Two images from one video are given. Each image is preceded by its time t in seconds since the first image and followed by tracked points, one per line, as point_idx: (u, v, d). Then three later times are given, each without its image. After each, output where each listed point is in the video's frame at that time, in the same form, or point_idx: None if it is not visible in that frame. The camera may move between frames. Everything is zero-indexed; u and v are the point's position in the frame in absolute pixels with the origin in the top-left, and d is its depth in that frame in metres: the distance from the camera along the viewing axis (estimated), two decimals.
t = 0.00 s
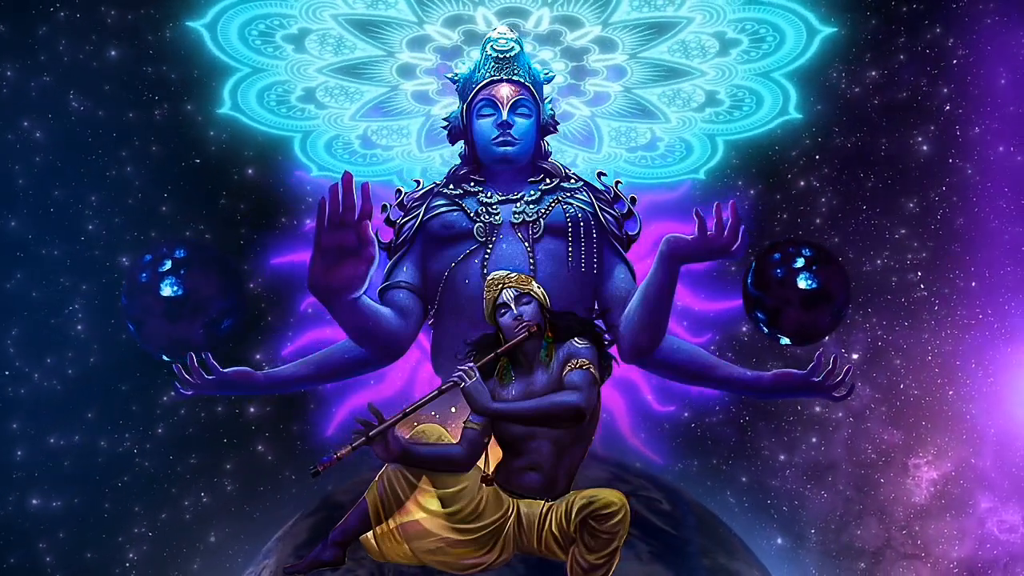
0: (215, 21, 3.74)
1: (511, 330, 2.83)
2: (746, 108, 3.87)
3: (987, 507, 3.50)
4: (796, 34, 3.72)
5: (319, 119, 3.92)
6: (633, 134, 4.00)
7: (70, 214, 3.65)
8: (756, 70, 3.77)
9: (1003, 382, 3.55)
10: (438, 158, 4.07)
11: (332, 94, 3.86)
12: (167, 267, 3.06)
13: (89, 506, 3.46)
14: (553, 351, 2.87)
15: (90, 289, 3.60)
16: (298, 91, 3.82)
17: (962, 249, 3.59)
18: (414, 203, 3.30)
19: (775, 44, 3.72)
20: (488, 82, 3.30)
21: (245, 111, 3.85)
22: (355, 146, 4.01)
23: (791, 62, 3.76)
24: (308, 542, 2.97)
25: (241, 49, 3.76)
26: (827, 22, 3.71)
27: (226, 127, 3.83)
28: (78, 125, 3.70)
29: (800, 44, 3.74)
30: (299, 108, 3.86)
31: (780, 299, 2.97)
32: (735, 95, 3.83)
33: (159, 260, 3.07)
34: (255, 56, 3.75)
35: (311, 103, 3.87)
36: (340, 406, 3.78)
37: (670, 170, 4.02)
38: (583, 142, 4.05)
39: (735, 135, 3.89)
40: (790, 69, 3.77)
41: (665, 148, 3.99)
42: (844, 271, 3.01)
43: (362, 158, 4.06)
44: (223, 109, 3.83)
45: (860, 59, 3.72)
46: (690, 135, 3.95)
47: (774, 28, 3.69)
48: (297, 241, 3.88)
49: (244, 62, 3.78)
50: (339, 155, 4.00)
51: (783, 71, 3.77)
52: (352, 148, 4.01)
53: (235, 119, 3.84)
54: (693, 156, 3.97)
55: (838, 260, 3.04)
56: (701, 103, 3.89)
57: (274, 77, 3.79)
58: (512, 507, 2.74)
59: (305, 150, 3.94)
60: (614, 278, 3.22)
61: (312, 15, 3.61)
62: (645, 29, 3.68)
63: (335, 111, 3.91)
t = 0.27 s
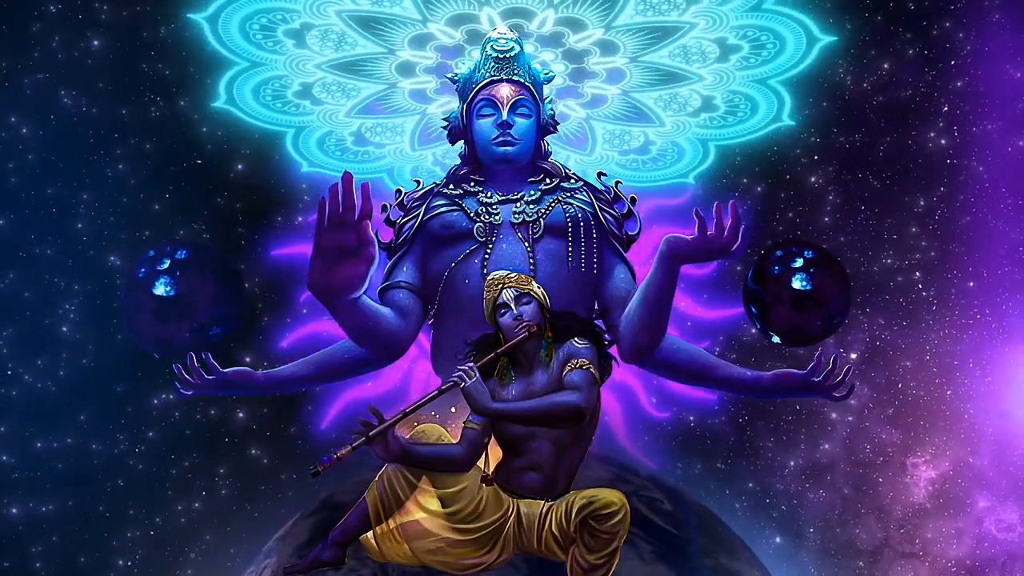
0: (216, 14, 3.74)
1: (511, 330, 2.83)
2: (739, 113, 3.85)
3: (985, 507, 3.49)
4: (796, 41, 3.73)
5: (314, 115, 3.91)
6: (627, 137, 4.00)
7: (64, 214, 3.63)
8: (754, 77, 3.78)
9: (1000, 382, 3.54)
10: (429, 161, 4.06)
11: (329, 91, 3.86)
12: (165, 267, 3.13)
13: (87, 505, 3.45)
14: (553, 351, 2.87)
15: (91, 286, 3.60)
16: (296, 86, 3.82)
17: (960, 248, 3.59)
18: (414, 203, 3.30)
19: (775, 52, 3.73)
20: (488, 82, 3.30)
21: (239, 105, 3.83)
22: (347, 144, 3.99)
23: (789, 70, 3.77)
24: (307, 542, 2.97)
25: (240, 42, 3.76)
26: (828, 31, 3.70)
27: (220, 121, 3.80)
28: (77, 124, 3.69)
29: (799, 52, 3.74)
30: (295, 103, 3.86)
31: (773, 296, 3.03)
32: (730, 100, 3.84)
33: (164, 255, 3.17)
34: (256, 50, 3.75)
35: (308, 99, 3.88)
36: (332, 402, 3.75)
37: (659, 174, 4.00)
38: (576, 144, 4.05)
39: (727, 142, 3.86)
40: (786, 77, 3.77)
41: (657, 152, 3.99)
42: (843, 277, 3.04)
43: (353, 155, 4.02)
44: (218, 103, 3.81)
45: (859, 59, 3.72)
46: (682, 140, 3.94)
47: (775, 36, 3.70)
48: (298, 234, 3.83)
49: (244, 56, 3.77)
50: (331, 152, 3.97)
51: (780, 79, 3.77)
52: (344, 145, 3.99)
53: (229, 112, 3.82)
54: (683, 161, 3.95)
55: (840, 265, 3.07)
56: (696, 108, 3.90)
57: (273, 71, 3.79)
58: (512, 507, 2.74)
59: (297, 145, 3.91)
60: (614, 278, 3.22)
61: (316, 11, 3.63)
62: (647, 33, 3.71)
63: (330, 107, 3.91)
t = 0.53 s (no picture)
0: (218, 7, 3.66)
1: (511, 330, 2.83)
2: (734, 119, 3.87)
3: (984, 506, 3.49)
4: (796, 49, 3.70)
5: (309, 110, 3.91)
6: (620, 140, 4.05)
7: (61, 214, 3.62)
8: (751, 83, 3.78)
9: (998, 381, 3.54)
10: (425, 163, 4.12)
11: (326, 87, 3.85)
12: (164, 266, 3.18)
13: (86, 505, 3.45)
14: (553, 351, 2.87)
15: (88, 285, 3.61)
16: (293, 81, 3.80)
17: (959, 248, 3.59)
18: (414, 203, 3.30)
19: (774, 59, 3.71)
20: (488, 82, 3.30)
21: (234, 99, 3.83)
22: (341, 140, 4.01)
23: (788, 78, 3.75)
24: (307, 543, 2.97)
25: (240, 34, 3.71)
26: (829, 39, 3.67)
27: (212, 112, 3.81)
28: (75, 123, 3.68)
29: (799, 59, 3.71)
30: (291, 99, 3.85)
31: (766, 291, 3.10)
32: (726, 106, 3.86)
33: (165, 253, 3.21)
34: (256, 44, 3.71)
35: (304, 94, 3.86)
36: (326, 396, 3.76)
37: (650, 177, 4.08)
38: (570, 146, 4.11)
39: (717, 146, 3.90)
40: (783, 84, 3.75)
41: (648, 155, 4.05)
42: (842, 281, 3.07)
43: (346, 152, 4.05)
44: (213, 96, 3.81)
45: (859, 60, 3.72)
46: (674, 144, 3.99)
47: (775, 42, 3.68)
48: (299, 227, 3.87)
49: (242, 49, 3.73)
50: (325, 149, 4.01)
51: (777, 86, 3.75)
52: (338, 142, 4.01)
53: (224, 106, 3.83)
54: (674, 165, 4.01)
55: (841, 269, 3.10)
56: (692, 112, 3.92)
57: (270, 66, 3.77)
58: (512, 507, 2.74)
59: (290, 141, 3.91)
60: (614, 278, 3.22)
61: (320, 7, 3.58)
62: (649, 37, 3.69)
63: (326, 103, 3.91)
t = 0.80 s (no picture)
0: None
1: (511, 330, 2.83)
2: (728, 124, 3.87)
3: (984, 506, 3.50)
4: (795, 56, 3.71)
5: (304, 106, 3.88)
6: (614, 143, 4.04)
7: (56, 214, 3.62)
8: (747, 90, 3.79)
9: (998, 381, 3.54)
10: (416, 163, 4.10)
11: (323, 83, 3.81)
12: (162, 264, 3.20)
13: (85, 505, 3.45)
14: (553, 351, 2.87)
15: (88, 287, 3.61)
16: (291, 76, 3.76)
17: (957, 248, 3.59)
18: (414, 203, 3.30)
19: (772, 66, 3.73)
20: (488, 81, 3.30)
21: (229, 93, 3.80)
22: (334, 137, 3.97)
23: (785, 84, 3.75)
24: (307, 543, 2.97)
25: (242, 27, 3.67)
26: (827, 48, 3.67)
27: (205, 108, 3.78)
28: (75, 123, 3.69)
29: (797, 67, 3.72)
30: (287, 94, 3.81)
31: (759, 285, 3.12)
32: (721, 111, 3.86)
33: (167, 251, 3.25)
34: (257, 38, 3.67)
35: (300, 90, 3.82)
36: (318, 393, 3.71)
37: (642, 180, 4.07)
38: (564, 146, 4.09)
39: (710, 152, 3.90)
40: (779, 92, 3.76)
41: (641, 159, 4.04)
42: (838, 284, 3.06)
43: (338, 149, 4.00)
44: (208, 89, 3.77)
45: (859, 61, 3.72)
46: (667, 148, 3.98)
47: (775, 50, 3.70)
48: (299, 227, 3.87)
49: (242, 43, 3.70)
50: (318, 147, 3.97)
51: (773, 93, 3.77)
52: (331, 139, 3.97)
53: (218, 100, 3.80)
54: (665, 169, 4.00)
55: (839, 272, 3.09)
56: (687, 117, 3.92)
57: (269, 61, 3.72)
58: (512, 507, 2.74)
59: (282, 136, 3.89)
60: (614, 278, 3.22)
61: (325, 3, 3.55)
62: (651, 41, 3.69)
63: (322, 100, 3.88)
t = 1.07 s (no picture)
0: (174, 9, 3.61)
1: (511, 330, 2.84)
2: (719, 94, 3.66)
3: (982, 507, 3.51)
4: (766, 19, 3.55)
5: (288, 110, 3.75)
6: (607, 122, 3.79)
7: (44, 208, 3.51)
8: (727, 57, 3.61)
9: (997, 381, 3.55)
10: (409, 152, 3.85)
11: (302, 84, 3.72)
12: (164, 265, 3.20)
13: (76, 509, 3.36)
14: (553, 351, 2.87)
15: (78, 289, 3.48)
16: (266, 80, 3.68)
17: (977, 240, 3.35)
18: (414, 203, 3.30)
19: (745, 30, 3.55)
20: (488, 81, 3.30)
21: (211, 101, 3.68)
22: (326, 138, 3.79)
23: (763, 47, 3.58)
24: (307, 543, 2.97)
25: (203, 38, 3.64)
26: (798, 5, 3.52)
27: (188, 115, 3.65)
28: (62, 118, 3.57)
29: (771, 32, 3.56)
30: (267, 98, 3.70)
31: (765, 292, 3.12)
32: (707, 81, 3.65)
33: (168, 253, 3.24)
34: (218, 45, 3.63)
35: (279, 95, 3.73)
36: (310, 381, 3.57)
37: (643, 159, 3.77)
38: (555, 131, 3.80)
39: (709, 122, 3.67)
40: (762, 54, 3.59)
41: (639, 137, 3.77)
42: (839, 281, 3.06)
43: (334, 150, 3.81)
44: (188, 100, 3.65)
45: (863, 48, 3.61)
46: (664, 124, 3.73)
47: (742, 12, 3.53)
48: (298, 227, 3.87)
49: (209, 52, 3.64)
50: (311, 147, 3.77)
51: (755, 58, 3.59)
52: (324, 140, 3.79)
53: (200, 109, 3.66)
54: (667, 147, 3.73)
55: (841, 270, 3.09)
56: (673, 91, 3.70)
57: (241, 67, 3.66)
58: (512, 507, 2.74)
59: (274, 140, 3.72)
60: (614, 277, 3.21)
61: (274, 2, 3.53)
62: (611, 14, 3.59)
63: (303, 102, 3.75)
